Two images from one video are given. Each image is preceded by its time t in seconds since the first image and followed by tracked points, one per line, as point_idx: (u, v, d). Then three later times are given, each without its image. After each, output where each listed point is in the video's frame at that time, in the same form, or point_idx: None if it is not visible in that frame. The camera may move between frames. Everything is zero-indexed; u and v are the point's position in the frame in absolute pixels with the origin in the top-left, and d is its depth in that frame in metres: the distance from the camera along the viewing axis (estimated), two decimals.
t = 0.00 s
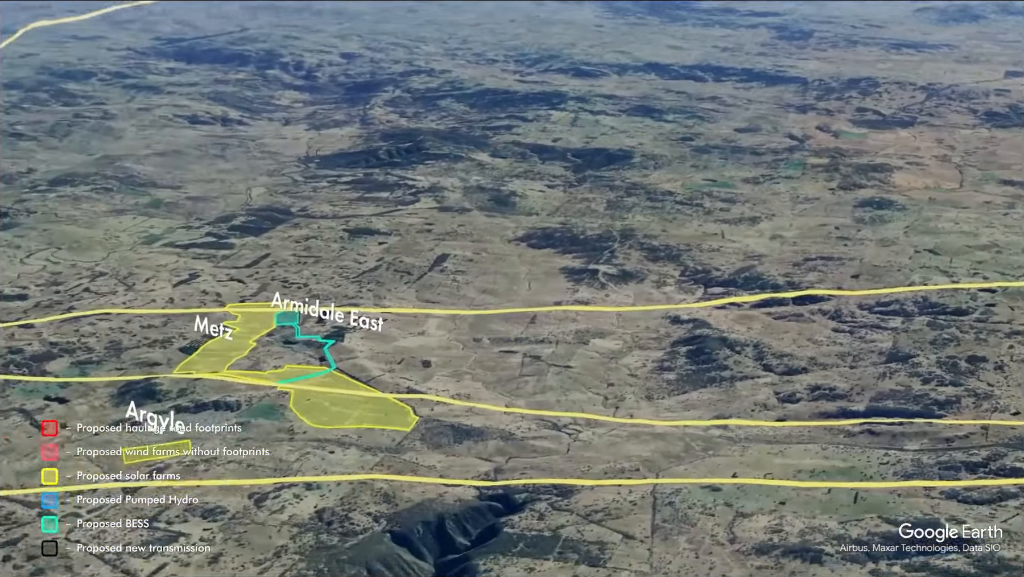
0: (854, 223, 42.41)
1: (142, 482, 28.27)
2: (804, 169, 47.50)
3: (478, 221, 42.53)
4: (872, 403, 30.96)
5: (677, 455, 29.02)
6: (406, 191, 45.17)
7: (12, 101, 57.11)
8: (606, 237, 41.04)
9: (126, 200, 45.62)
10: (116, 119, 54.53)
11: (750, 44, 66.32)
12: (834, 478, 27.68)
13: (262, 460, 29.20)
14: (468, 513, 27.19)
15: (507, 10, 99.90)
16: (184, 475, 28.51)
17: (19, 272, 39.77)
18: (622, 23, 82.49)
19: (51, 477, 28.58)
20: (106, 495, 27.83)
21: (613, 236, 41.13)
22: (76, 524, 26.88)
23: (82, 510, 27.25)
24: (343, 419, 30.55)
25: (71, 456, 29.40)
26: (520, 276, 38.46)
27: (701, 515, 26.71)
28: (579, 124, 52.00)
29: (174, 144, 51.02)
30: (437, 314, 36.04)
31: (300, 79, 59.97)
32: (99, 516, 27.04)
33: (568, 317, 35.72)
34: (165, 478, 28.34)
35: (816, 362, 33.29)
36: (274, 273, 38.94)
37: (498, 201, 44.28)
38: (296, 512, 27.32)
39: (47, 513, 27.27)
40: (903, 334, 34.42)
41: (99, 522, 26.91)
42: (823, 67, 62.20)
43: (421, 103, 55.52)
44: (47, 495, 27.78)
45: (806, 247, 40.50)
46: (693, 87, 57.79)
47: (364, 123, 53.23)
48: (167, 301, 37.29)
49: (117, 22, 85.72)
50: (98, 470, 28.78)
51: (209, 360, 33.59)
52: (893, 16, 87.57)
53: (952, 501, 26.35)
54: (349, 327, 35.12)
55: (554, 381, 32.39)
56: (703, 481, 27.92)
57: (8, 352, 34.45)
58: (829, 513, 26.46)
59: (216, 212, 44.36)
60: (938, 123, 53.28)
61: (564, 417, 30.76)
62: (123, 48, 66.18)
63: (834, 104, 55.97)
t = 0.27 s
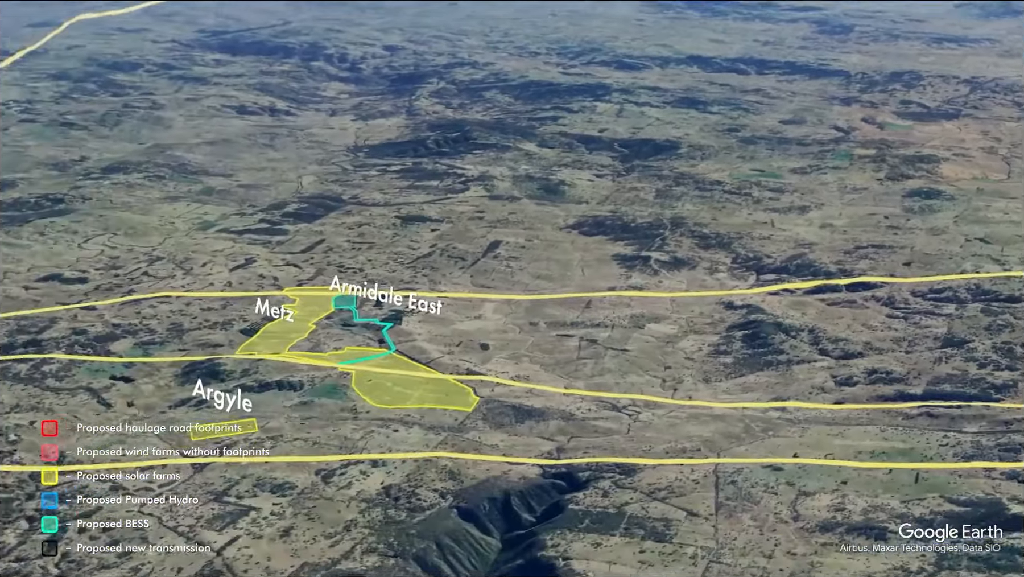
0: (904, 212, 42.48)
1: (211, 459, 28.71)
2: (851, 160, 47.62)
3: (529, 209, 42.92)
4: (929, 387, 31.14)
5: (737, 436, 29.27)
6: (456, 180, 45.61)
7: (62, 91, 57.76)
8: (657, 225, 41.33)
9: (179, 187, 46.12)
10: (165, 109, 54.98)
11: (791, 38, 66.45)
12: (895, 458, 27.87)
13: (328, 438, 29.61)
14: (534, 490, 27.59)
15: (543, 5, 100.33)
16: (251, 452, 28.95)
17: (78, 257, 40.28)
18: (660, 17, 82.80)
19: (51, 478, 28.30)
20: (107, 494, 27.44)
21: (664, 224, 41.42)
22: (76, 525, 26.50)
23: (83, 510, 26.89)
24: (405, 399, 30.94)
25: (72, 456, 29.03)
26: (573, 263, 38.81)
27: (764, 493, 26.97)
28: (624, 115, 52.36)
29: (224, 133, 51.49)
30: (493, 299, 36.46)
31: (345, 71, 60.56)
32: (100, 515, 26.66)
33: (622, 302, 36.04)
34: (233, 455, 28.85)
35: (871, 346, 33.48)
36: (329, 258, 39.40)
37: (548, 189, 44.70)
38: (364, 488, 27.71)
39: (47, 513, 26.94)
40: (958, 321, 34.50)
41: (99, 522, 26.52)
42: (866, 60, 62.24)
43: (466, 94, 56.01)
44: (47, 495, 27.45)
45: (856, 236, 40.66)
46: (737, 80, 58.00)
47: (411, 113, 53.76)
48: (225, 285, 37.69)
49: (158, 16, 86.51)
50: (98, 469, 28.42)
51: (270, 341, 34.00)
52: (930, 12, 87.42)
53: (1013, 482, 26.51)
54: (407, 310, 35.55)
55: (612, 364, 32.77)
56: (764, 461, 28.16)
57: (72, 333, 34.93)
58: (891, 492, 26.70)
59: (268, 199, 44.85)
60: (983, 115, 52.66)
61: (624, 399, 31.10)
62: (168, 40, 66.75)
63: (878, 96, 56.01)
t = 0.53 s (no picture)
0: (951, 203, 42.46)
1: (274, 439, 29.05)
2: (896, 151, 47.67)
3: (576, 199, 43.24)
4: (984, 372, 31.25)
5: (794, 420, 29.49)
6: (502, 170, 45.98)
7: (107, 83, 58.30)
8: (704, 215, 41.57)
9: (227, 175, 46.55)
10: (209, 100, 55.38)
11: (830, 33, 66.53)
12: (952, 442, 28.09)
13: (388, 418, 29.87)
14: (595, 471, 27.91)
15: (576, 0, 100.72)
16: (313, 432, 29.29)
17: (131, 243, 40.70)
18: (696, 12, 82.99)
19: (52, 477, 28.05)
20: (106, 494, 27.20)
21: (711, 213, 41.65)
22: (77, 525, 26.29)
23: (85, 510, 26.66)
24: (463, 382, 31.25)
25: (74, 453, 28.74)
26: (623, 251, 39.12)
27: (824, 475, 27.21)
28: (667, 107, 52.65)
29: (269, 124, 51.93)
30: (545, 285, 36.76)
31: (386, 64, 61.06)
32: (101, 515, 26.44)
33: (674, 290, 36.28)
34: (296, 436, 29.19)
35: (924, 333, 33.61)
36: (380, 246, 39.77)
37: (594, 179, 45.03)
38: (427, 468, 27.98)
39: (47, 513, 26.70)
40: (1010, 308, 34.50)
41: (100, 522, 26.30)
42: (906, 54, 62.17)
43: (508, 87, 56.40)
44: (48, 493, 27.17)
45: (904, 226, 40.73)
46: (777, 73, 58.14)
47: (453, 105, 54.20)
48: (279, 271, 38.06)
49: (195, 10, 87.22)
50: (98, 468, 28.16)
51: (326, 325, 34.38)
52: (964, 8, 87.29)
53: None
54: (460, 296, 35.90)
55: (667, 349, 33.05)
56: (823, 444, 28.36)
57: (130, 316, 35.31)
58: (950, 474, 26.95)
59: (316, 188, 45.25)
60: None
61: (680, 383, 31.37)
62: (209, 33, 67.25)
63: (919, 89, 55.97)
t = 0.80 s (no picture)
0: (988, 196, 42.43)
1: (325, 423, 29.29)
2: (931, 145, 47.70)
3: (613, 191, 43.47)
4: None
5: (840, 407, 29.64)
6: (539, 162, 46.25)
7: (142, 76, 58.69)
8: (743, 207, 41.73)
9: (266, 167, 46.86)
10: (244, 93, 55.70)
11: (860, 29, 66.62)
12: (1000, 430, 28.04)
13: (437, 404, 30.09)
14: (644, 456, 28.09)
15: None
16: (363, 417, 29.52)
17: (173, 232, 40.99)
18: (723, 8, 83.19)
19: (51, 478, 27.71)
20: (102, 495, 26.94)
21: (749, 205, 41.81)
22: (76, 523, 26.04)
23: (84, 510, 26.41)
24: (509, 369, 31.47)
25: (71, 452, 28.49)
26: (662, 242, 39.33)
27: (873, 461, 27.34)
28: (700, 102, 52.85)
29: (305, 117, 52.25)
30: (586, 275, 36.97)
31: (418, 59, 61.41)
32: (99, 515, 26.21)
33: (715, 280, 36.44)
34: (346, 420, 29.42)
35: (968, 323, 33.67)
36: (421, 236, 40.00)
37: (631, 172, 45.24)
38: (477, 452, 28.19)
39: (47, 513, 26.34)
40: None
41: (98, 522, 26.05)
42: (937, 50, 62.14)
43: (540, 81, 56.68)
44: (47, 494, 26.86)
45: (942, 218, 40.77)
46: (809, 68, 58.26)
47: (487, 99, 54.52)
48: (321, 260, 38.34)
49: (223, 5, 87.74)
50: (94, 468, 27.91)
51: (371, 313, 34.62)
52: (992, 5, 87.18)
53: None
54: (503, 285, 36.13)
55: (711, 338, 33.21)
56: (871, 431, 28.48)
57: (176, 304, 35.57)
58: (999, 461, 26.92)
59: (355, 179, 45.55)
60: None
61: (725, 371, 31.56)
62: (241, 28, 67.65)
63: (952, 85, 55.89)
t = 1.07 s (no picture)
0: None
1: (376, 409, 29.50)
2: (967, 139, 47.69)
3: (651, 182, 43.66)
4: None
5: (889, 395, 29.76)
6: (575, 155, 46.47)
7: (175, 70, 59.04)
8: (781, 199, 41.86)
9: (303, 159, 47.15)
10: (278, 87, 56.02)
11: (890, 25, 66.63)
12: None
13: (486, 391, 30.30)
14: (695, 442, 28.24)
15: None
16: (414, 403, 29.73)
17: (215, 222, 41.25)
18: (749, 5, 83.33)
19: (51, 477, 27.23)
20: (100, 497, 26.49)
21: (788, 197, 41.95)
22: (77, 524, 25.60)
23: (84, 510, 25.97)
24: (556, 356, 31.66)
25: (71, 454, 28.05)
26: (702, 233, 39.49)
27: (924, 447, 27.45)
28: (733, 96, 52.99)
29: (340, 111, 52.55)
30: (628, 266, 37.13)
31: (449, 54, 61.70)
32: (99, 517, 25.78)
33: (757, 270, 36.58)
34: (397, 406, 29.63)
35: (1012, 313, 33.68)
36: (461, 227, 40.22)
37: (668, 165, 45.41)
38: (529, 438, 28.38)
39: (47, 513, 25.89)
40: None
41: (98, 523, 25.61)
42: (968, 46, 62.04)
43: (572, 75, 56.90)
44: (46, 495, 26.40)
45: (981, 210, 40.76)
46: (840, 63, 58.32)
47: (519, 93, 54.76)
48: (363, 250, 38.58)
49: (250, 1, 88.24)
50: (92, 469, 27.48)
51: (416, 302, 34.84)
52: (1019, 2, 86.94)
53: None
54: (546, 275, 36.32)
55: (756, 327, 33.35)
56: (920, 418, 28.58)
57: (222, 292, 35.81)
58: None
59: (392, 171, 45.82)
60: None
61: (772, 359, 31.71)
62: (271, 23, 68.04)
63: (985, 79, 55.71)
